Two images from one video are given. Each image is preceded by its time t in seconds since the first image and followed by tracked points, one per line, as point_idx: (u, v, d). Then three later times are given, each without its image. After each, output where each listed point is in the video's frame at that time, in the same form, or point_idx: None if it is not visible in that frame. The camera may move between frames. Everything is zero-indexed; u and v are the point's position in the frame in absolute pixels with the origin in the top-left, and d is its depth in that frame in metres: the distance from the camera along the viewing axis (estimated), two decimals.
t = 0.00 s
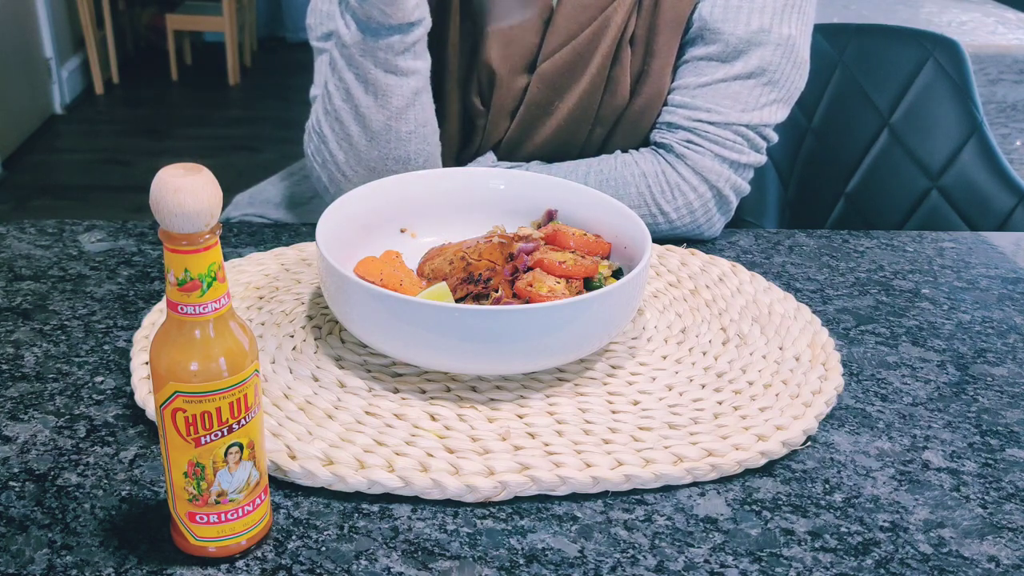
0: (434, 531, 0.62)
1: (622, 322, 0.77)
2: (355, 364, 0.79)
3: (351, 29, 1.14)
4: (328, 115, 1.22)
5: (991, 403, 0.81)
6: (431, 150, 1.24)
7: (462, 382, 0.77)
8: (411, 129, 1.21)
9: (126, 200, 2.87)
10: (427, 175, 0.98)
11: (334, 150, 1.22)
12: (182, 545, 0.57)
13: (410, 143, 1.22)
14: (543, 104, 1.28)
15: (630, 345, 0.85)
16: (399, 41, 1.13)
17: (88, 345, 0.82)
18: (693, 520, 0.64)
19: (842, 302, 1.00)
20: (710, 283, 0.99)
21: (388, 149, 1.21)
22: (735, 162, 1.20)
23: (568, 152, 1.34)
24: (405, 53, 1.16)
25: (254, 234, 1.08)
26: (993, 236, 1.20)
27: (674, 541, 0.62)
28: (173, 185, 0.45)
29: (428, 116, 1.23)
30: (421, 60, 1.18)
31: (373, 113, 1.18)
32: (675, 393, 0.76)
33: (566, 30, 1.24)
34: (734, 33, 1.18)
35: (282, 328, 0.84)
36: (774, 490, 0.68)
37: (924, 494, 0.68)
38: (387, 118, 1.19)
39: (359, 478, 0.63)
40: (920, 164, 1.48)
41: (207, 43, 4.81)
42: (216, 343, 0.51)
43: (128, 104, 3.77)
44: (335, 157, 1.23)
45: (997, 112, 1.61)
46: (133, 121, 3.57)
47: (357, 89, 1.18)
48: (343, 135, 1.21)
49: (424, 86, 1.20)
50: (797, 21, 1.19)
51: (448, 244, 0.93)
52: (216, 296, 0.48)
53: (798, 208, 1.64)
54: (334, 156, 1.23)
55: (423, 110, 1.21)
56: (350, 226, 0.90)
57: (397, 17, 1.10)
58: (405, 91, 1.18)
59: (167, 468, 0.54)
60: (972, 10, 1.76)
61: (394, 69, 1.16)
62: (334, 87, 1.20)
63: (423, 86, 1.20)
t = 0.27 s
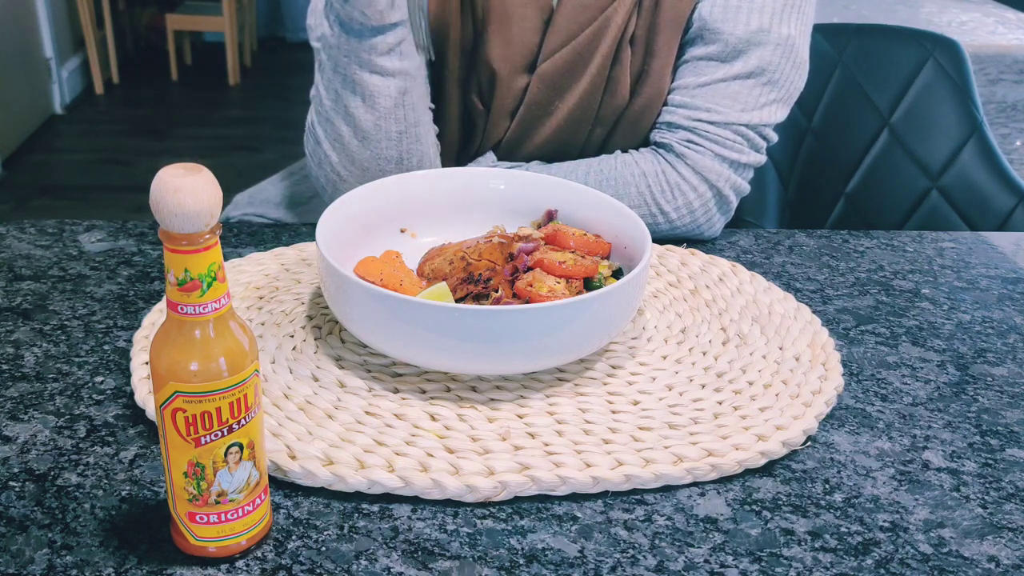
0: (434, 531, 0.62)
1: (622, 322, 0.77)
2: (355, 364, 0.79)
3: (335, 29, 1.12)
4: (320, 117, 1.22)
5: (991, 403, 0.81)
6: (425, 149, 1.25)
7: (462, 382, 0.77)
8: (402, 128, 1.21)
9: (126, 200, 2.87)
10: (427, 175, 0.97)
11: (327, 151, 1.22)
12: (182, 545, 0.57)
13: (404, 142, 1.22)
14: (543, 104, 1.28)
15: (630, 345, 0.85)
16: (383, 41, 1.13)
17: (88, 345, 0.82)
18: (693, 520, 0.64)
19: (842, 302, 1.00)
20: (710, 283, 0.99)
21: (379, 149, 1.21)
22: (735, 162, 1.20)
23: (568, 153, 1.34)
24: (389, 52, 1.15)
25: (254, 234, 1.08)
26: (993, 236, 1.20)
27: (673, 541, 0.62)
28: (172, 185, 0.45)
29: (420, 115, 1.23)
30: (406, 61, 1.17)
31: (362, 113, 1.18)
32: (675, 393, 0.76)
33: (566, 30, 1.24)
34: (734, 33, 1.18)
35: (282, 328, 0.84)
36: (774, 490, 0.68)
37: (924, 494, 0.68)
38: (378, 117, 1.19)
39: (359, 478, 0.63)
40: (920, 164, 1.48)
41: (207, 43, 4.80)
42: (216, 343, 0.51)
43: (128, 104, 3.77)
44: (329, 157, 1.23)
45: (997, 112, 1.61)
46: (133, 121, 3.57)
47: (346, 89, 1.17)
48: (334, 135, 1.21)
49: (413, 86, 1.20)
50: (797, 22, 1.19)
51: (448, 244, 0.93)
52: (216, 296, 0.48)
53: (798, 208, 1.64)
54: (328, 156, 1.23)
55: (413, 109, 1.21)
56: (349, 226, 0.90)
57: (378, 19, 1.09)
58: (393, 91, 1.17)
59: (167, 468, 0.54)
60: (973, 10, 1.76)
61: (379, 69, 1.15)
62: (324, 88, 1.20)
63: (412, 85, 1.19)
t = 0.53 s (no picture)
0: (434, 531, 0.62)
1: (622, 322, 0.77)
2: (355, 364, 0.79)
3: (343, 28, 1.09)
4: (327, 116, 1.24)
5: (991, 403, 0.81)
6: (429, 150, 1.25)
7: (462, 382, 0.77)
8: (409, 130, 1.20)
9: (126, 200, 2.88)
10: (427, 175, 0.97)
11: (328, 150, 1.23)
12: (182, 545, 0.57)
13: (407, 143, 1.22)
14: (543, 104, 1.29)
15: (630, 345, 0.85)
16: (390, 47, 1.07)
17: (88, 345, 0.82)
18: (693, 520, 0.64)
19: (842, 302, 1.00)
20: (710, 283, 0.99)
21: (385, 149, 1.22)
22: (735, 162, 1.20)
23: (568, 153, 1.34)
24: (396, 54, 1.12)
25: (254, 233, 1.08)
26: (993, 236, 1.20)
27: (673, 541, 0.62)
28: (172, 185, 0.45)
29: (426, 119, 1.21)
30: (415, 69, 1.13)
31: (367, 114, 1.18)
32: (675, 393, 0.76)
33: (567, 30, 1.25)
34: (733, 33, 1.18)
35: (282, 328, 0.84)
36: (774, 490, 0.68)
37: (924, 494, 0.68)
38: (381, 120, 1.18)
39: (359, 478, 0.63)
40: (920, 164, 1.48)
41: (207, 43, 4.80)
42: (216, 343, 0.51)
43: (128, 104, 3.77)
44: (333, 156, 1.25)
45: (997, 112, 1.61)
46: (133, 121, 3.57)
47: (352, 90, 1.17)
48: (340, 135, 1.23)
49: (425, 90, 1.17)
50: (796, 21, 1.19)
51: (448, 244, 0.93)
52: (217, 296, 0.48)
53: (798, 208, 1.64)
54: (332, 155, 1.25)
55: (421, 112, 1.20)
56: (349, 227, 0.90)
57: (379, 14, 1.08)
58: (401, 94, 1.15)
59: (167, 468, 0.54)
60: (972, 10, 1.76)
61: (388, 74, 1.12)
62: (332, 87, 1.21)
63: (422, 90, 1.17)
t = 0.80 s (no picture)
0: (434, 531, 0.62)
1: (622, 322, 0.77)
2: (355, 364, 0.79)
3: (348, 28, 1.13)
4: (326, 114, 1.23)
5: (991, 403, 0.81)
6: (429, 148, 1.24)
7: (462, 382, 0.77)
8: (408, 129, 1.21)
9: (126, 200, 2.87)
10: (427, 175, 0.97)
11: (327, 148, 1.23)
12: (182, 545, 0.57)
13: (407, 142, 1.22)
14: (543, 103, 1.30)
15: (630, 345, 0.85)
16: (393, 47, 1.13)
17: (88, 345, 0.82)
18: (693, 520, 0.64)
19: (842, 303, 1.00)
20: (710, 283, 0.99)
21: (385, 148, 1.22)
22: (735, 161, 1.20)
23: (568, 152, 1.35)
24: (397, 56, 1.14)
25: (254, 233, 1.08)
26: (993, 236, 1.20)
27: (673, 541, 0.62)
28: (172, 185, 0.45)
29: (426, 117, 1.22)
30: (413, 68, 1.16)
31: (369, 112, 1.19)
32: (675, 393, 0.76)
33: (566, 30, 1.25)
34: (732, 32, 1.18)
35: (282, 328, 0.84)
36: (774, 490, 0.68)
37: (924, 494, 0.68)
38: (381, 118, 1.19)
39: (359, 478, 0.63)
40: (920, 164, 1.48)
41: (207, 43, 4.80)
42: (216, 343, 0.51)
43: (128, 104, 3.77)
44: (332, 154, 1.23)
45: (997, 112, 1.61)
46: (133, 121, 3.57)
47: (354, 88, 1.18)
48: (340, 133, 1.22)
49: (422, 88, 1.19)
50: (795, 21, 1.19)
51: (449, 244, 0.93)
52: (216, 296, 0.48)
53: (798, 208, 1.64)
54: (333, 153, 1.23)
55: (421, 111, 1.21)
56: (349, 227, 0.90)
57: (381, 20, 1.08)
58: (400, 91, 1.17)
59: (167, 468, 0.54)
60: (972, 10, 1.76)
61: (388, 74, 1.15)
62: (333, 86, 1.20)
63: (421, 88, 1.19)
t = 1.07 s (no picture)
0: (434, 531, 0.62)
1: (622, 322, 0.77)
2: (355, 364, 0.79)
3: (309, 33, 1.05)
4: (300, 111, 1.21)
5: (991, 403, 0.81)
6: (399, 147, 1.20)
7: (462, 382, 0.77)
8: (374, 132, 1.16)
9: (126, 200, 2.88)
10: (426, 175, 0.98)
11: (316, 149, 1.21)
12: (182, 545, 0.57)
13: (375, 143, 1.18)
14: (543, 102, 1.29)
15: (629, 345, 0.85)
16: (349, 56, 1.06)
17: (88, 345, 0.82)
18: (693, 520, 0.64)
19: (842, 302, 1.00)
20: (710, 283, 0.99)
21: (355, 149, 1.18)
22: (735, 160, 1.20)
23: (567, 153, 1.35)
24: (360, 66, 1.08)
25: (254, 233, 1.08)
26: (993, 236, 1.20)
27: (673, 541, 0.62)
28: (172, 185, 0.45)
29: (397, 119, 1.17)
30: (378, 72, 1.10)
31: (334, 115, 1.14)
32: (675, 393, 0.77)
33: (568, 30, 1.25)
34: (733, 32, 1.18)
35: (282, 328, 0.84)
36: (774, 490, 0.68)
37: (924, 494, 0.68)
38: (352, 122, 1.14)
39: (359, 478, 0.63)
40: (920, 164, 1.48)
41: (207, 43, 4.80)
42: (216, 343, 0.51)
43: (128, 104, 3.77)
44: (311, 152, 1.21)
45: (997, 112, 1.61)
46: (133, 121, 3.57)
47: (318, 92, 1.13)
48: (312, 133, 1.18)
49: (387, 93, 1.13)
50: (797, 22, 1.19)
51: (448, 244, 0.93)
52: (217, 296, 0.48)
53: (798, 209, 1.64)
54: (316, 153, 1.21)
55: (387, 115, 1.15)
56: (349, 227, 0.90)
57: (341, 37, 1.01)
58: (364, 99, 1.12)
59: (167, 468, 0.54)
60: (972, 10, 1.76)
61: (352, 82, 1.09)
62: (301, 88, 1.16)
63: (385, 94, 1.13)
